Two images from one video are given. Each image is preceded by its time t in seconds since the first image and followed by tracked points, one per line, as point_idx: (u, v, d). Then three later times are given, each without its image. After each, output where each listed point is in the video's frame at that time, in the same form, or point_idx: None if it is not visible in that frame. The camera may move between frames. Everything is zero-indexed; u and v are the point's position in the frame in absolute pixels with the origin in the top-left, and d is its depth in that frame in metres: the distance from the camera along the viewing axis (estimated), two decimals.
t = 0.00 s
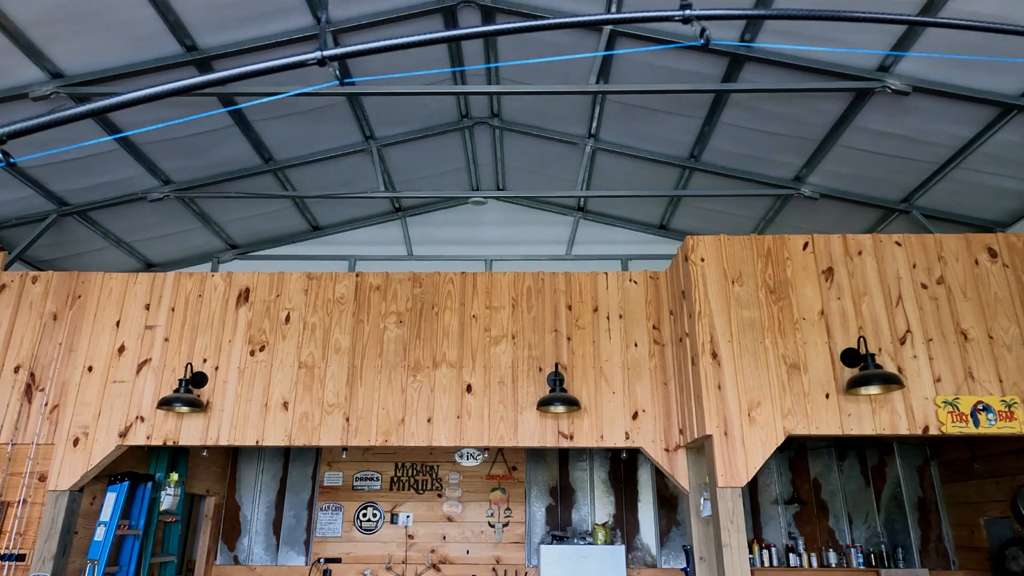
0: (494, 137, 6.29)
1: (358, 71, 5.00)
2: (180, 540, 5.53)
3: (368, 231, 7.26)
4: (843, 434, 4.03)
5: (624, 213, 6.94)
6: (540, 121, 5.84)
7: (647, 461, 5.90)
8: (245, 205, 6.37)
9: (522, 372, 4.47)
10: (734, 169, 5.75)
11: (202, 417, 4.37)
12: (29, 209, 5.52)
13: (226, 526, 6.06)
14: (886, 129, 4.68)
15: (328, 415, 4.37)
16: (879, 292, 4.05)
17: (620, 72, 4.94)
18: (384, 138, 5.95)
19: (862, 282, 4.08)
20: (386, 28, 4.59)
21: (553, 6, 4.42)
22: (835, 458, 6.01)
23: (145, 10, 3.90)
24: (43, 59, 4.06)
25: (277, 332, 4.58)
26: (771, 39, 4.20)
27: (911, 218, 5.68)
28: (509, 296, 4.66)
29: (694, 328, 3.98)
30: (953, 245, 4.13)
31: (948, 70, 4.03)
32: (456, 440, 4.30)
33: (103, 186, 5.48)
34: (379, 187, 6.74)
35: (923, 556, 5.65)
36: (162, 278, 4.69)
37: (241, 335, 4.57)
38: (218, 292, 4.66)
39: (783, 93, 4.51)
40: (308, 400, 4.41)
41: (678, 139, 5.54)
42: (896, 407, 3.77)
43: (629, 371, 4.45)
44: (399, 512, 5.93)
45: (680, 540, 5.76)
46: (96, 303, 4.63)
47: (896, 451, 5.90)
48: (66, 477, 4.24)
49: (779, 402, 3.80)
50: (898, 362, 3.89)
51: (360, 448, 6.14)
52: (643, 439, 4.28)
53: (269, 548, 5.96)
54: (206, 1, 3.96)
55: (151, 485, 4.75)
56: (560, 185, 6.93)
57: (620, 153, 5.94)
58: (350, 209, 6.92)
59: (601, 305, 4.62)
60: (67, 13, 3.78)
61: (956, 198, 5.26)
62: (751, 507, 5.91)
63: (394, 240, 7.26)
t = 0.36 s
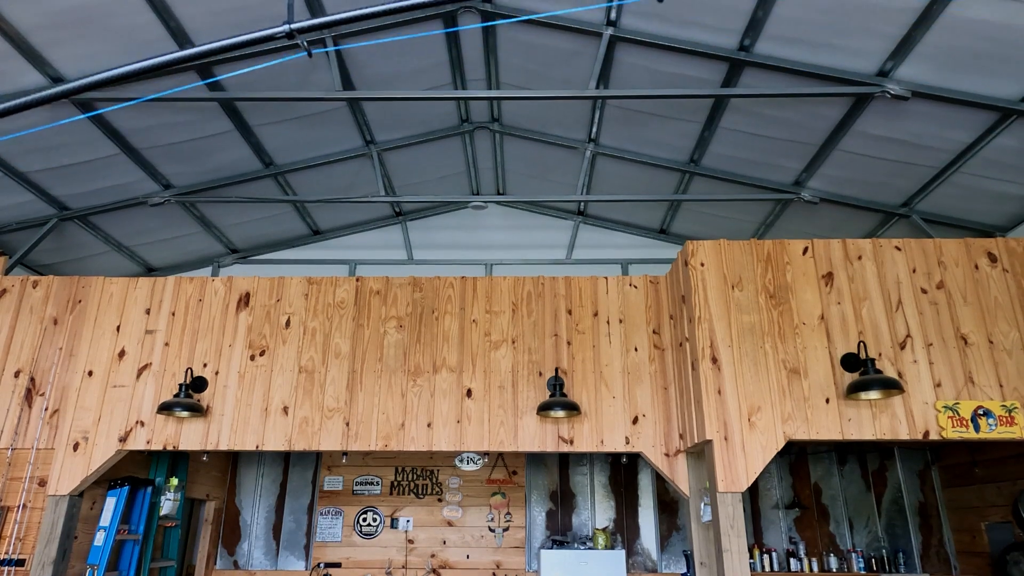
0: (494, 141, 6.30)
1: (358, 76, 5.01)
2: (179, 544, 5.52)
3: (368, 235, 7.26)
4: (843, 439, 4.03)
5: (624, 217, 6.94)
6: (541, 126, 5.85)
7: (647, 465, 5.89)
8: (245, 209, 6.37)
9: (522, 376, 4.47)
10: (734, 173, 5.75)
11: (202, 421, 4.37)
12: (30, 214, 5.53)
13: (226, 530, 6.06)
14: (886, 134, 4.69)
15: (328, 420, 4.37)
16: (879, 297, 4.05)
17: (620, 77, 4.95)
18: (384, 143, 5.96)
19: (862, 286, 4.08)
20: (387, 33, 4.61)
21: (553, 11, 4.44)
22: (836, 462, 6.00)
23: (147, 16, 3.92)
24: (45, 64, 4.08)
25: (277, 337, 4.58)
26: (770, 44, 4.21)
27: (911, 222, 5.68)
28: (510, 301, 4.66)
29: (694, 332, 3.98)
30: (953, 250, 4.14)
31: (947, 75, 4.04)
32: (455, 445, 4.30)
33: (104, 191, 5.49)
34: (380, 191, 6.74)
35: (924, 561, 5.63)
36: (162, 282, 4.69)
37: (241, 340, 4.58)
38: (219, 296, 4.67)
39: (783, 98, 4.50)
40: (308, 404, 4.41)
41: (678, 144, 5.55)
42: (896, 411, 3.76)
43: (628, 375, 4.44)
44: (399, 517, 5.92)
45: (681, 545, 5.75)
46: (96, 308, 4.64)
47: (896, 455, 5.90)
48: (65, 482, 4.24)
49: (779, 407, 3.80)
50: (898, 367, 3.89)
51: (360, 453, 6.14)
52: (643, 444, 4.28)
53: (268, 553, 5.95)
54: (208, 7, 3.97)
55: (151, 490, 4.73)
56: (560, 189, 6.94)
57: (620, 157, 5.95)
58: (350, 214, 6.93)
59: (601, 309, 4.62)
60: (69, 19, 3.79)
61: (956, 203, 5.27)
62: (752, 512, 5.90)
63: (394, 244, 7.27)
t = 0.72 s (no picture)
0: (494, 147, 6.31)
1: (359, 83, 5.03)
2: (178, 551, 5.51)
3: (368, 241, 7.27)
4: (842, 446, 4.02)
5: (623, 223, 6.95)
6: (540, 132, 5.87)
7: (647, 471, 5.88)
8: (245, 215, 6.38)
9: (521, 383, 4.47)
10: (733, 179, 5.76)
11: (201, 428, 4.36)
12: (30, 220, 5.55)
13: (225, 537, 6.04)
14: (884, 140, 4.70)
15: (327, 426, 4.36)
16: (878, 303, 4.05)
17: (619, 83, 4.96)
18: (384, 149, 5.97)
19: (862, 292, 4.08)
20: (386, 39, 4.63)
21: (552, 18, 4.47)
22: (836, 468, 6.00)
23: (147, 23, 3.94)
24: (46, 71, 4.09)
25: (276, 343, 4.58)
26: (769, 51, 4.23)
27: (910, 228, 5.69)
28: (509, 307, 4.67)
29: (693, 338, 3.98)
30: (951, 256, 4.14)
31: (945, 81, 4.05)
32: (455, 451, 4.29)
33: (104, 197, 5.51)
34: (379, 197, 6.76)
35: (925, 568, 5.62)
36: (162, 288, 4.70)
37: (241, 346, 4.58)
38: (218, 302, 4.67)
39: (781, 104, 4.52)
40: (307, 410, 4.41)
41: (677, 150, 5.56)
42: (896, 417, 3.76)
43: (628, 382, 4.44)
44: (399, 523, 5.91)
45: (680, 551, 5.75)
46: (96, 314, 4.64)
47: (897, 462, 5.82)
48: (65, 488, 4.24)
49: (779, 413, 3.80)
50: (898, 373, 3.89)
51: (359, 459, 6.13)
52: (642, 450, 4.28)
53: (267, 559, 5.94)
54: (208, 13, 3.99)
55: (150, 496, 4.73)
56: (560, 195, 6.95)
57: (619, 163, 5.96)
58: (350, 220, 6.94)
59: (601, 315, 4.62)
60: (70, 25, 3.81)
61: (955, 209, 5.28)
62: (751, 518, 5.90)
63: (394, 250, 7.28)
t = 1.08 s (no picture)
0: (493, 154, 6.33)
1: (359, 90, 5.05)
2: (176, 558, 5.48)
3: (367, 247, 7.27)
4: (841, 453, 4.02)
5: (622, 229, 6.97)
6: (539, 139, 5.88)
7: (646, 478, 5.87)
8: (245, 221, 6.39)
9: (520, 390, 4.47)
10: (732, 186, 5.78)
11: (199, 434, 4.36)
12: (29, 226, 5.55)
13: (223, 544, 6.03)
14: (882, 147, 4.72)
15: (326, 433, 4.36)
16: (876, 310, 4.06)
17: (618, 91, 4.99)
18: (384, 155, 5.99)
19: (860, 299, 4.09)
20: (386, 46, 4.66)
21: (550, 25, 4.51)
22: (835, 475, 5.99)
23: (148, 30, 3.96)
24: (46, 78, 4.11)
25: (275, 349, 4.59)
26: (766, 59, 4.25)
27: (908, 235, 5.70)
28: (508, 313, 4.67)
29: (691, 345, 3.99)
30: (949, 263, 4.15)
31: (942, 89, 4.07)
32: (453, 458, 4.29)
33: (104, 203, 5.52)
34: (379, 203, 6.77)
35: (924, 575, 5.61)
36: (161, 295, 4.70)
37: (240, 352, 4.58)
38: (218, 308, 4.68)
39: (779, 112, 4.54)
40: (306, 417, 4.40)
41: (676, 157, 5.58)
42: (894, 424, 3.77)
43: (627, 388, 4.44)
44: (397, 530, 5.90)
45: (679, 558, 5.74)
46: (95, 320, 4.64)
47: (895, 468, 5.91)
48: (62, 494, 4.23)
49: (777, 420, 3.80)
50: (896, 381, 3.89)
51: (358, 465, 6.12)
52: (641, 457, 4.27)
53: (265, 566, 5.92)
54: (209, 21, 4.01)
55: (147, 503, 4.68)
56: (559, 201, 6.97)
57: (618, 170, 5.98)
58: (349, 226, 6.95)
59: (600, 322, 4.63)
60: (71, 32, 3.83)
61: (953, 216, 5.30)
62: (750, 524, 5.88)
63: (393, 256, 7.28)
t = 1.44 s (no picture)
0: (493, 159, 6.35)
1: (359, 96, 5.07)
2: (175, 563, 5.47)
3: (367, 251, 7.27)
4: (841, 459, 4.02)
5: (622, 234, 6.98)
6: (539, 144, 5.90)
7: (646, 484, 5.86)
8: (245, 226, 6.40)
9: (520, 395, 4.47)
10: (731, 192, 5.80)
11: (199, 440, 4.36)
12: (30, 231, 5.56)
13: (222, 549, 6.02)
14: (880, 153, 4.74)
15: (326, 438, 4.36)
16: (875, 315, 4.07)
17: (617, 97, 5.00)
18: (384, 161, 6.01)
19: (859, 305, 4.10)
20: (387, 52, 4.69)
21: (550, 32, 4.56)
22: (835, 481, 5.99)
23: (150, 36, 3.98)
24: (48, 84, 4.13)
25: (275, 354, 4.59)
26: (765, 65, 4.28)
27: (907, 240, 5.72)
28: (508, 319, 4.68)
29: (691, 351, 3.99)
30: (948, 269, 4.16)
31: (940, 96, 4.09)
32: (453, 463, 4.29)
33: (104, 208, 5.53)
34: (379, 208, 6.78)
35: None
36: (161, 300, 4.71)
37: (240, 357, 4.58)
38: (218, 313, 4.68)
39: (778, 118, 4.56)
40: (306, 422, 4.40)
41: (675, 162, 5.60)
42: (894, 430, 3.77)
43: (627, 394, 4.45)
44: (396, 535, 5.90)
45: (679, 564, 5.72)
46: (95, 325, 4.65)
47: (896, 473, 5.85)
48: (62, 500, 4.23)
49: (777, 426, 3.80)
50: (895, 387, 3.90)
51: (357, 470, 6.12)
52: (641, 463, 4.27)
53: (264, 571, 5.92)
54: (210, 27, 4.03)
55: (146, 509, 4.70)
56: (559, 206, 6.98)
57: (618, 175, 5.99)
58: (350, 231, 6.96)
59: (599, 327, 4.63)
60: (73, 39, 3.85)
61: (952, 221, 5.31)
62: (750, 530, 5.87)
63: (393, 261, 7.29)
